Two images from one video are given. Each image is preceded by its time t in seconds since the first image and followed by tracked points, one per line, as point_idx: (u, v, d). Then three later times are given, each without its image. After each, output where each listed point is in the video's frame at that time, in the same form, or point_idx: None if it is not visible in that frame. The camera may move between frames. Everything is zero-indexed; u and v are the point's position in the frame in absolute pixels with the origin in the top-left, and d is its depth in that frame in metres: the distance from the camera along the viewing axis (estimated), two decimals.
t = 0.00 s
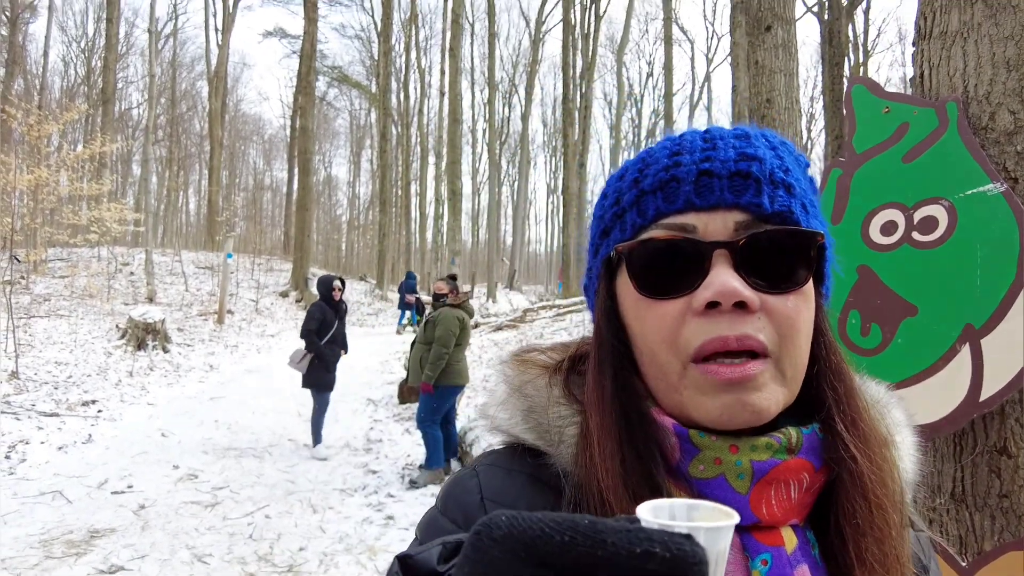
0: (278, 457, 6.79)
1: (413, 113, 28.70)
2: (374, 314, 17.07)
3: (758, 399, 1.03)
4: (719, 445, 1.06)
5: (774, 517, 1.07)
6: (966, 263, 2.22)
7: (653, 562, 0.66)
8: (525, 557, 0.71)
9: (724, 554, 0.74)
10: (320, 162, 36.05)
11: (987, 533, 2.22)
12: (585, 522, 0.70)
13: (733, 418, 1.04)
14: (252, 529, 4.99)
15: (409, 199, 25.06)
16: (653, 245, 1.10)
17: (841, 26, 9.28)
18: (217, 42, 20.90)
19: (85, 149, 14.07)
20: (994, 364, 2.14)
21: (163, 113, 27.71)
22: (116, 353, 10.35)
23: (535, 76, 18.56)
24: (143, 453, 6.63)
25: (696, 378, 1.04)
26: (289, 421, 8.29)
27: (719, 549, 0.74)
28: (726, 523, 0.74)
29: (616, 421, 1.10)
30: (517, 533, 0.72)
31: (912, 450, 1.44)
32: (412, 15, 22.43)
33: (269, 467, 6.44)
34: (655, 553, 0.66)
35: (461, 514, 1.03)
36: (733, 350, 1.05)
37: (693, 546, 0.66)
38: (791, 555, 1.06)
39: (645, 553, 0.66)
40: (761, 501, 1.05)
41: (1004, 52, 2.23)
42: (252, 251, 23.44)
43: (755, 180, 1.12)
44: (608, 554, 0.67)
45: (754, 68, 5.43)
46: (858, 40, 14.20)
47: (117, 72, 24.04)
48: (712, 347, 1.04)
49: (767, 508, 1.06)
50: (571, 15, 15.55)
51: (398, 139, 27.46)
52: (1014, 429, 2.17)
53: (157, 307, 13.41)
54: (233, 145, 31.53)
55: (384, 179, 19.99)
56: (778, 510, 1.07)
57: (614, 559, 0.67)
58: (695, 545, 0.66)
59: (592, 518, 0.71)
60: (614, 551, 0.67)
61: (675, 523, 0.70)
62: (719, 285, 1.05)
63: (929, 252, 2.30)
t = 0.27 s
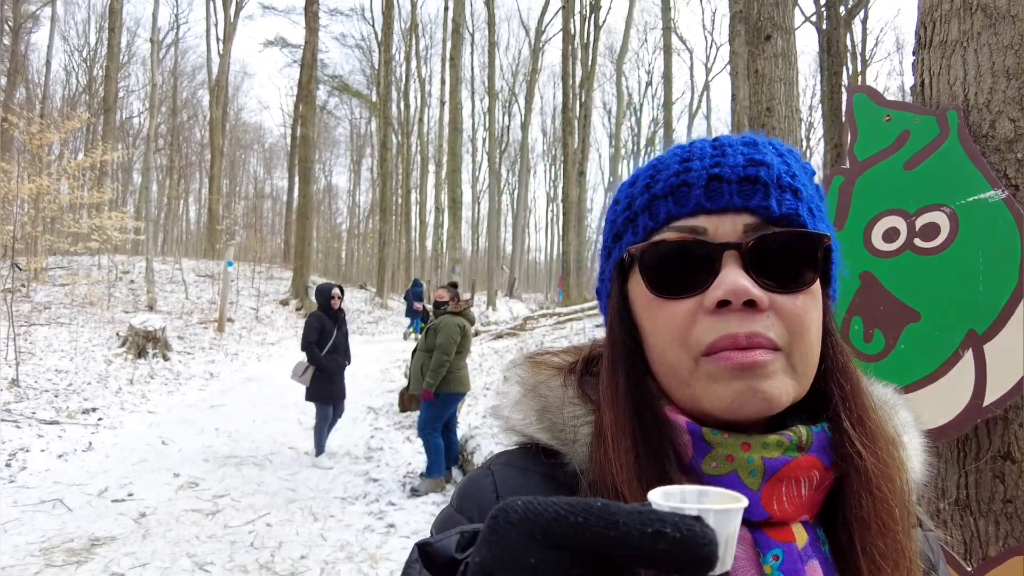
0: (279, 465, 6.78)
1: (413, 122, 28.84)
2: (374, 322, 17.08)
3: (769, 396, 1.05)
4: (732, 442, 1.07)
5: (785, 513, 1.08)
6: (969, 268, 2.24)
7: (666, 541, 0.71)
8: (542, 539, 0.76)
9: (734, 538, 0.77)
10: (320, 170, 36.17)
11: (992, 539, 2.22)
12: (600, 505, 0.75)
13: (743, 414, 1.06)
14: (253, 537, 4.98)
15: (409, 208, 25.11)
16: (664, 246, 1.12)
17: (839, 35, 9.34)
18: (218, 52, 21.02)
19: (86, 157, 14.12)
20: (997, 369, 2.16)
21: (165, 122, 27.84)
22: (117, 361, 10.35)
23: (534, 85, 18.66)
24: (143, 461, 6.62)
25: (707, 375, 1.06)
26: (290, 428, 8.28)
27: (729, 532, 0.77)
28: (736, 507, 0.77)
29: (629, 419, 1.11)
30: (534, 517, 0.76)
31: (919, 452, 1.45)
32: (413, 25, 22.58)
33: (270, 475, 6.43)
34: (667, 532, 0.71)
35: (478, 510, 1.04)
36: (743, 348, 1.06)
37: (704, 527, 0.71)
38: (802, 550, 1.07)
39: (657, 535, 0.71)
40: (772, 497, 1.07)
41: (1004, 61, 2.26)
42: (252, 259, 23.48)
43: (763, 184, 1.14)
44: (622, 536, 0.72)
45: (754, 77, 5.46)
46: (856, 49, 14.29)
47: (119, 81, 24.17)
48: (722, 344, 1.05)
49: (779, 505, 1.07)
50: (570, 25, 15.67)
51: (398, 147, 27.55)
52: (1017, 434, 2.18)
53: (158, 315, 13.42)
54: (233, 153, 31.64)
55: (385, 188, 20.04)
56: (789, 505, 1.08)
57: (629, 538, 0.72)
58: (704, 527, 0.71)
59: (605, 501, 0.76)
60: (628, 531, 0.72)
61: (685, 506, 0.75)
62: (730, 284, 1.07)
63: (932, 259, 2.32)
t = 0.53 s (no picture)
0: (278, 469, 6.76)
1: (413, 127, 28.90)
2: (374, 326, 17.07)
3: (769, 391, 1.05)
4: (734, 440, 1.07)
5: (787, 512, 1.08)
6: (970, 270, 2.25)
7: (662, 527, 0.73)
8: (537, 525, 0.80)
9: (734, 524, 0.78)
10: (320, 175, 36.25)
11: (993, 542, 2.22)
12: (595, 490, 0.79)
13: (744, 411, 1.06)
14: (252, 542, 4.96)
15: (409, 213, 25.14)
16: (666, 242, 1.12)
17: (838, 41, 9.38)
18: (219, 57, 21.10)
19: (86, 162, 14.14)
20: (999, 371, 2.16)
21: (165, 127, 27.91)
22: (116, 366, 10.34)
23: (534, 91, 18.74)
24: (142, 466, 6.60)
25: (707, 372, 1.06)
26: (289, 433, 8.26)
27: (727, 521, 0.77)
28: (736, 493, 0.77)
29: (630, 417, 1.11)
30: (530, 502, 0.81)
31: (921, 451, 1.45)
32: (413, 31, 22.68)
33: (269, 480, 6.41)
34: (664, 517, 0.73)
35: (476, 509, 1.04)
36: (744, 344, 1.06)
37: (702, 513, 0.73)
38: (804, 549, 1.07)
39: (654, 520, 0.73)
40: (773, 496, 1.07)
41: (1003, 64, 2.27)
42: (252, 264, 23.50)
43: (766, 180, 1.15)
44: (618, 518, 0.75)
45: (753, 81, 5.46)
46: (854, 55, 14.36)
47: (120, 87, 24.27)
48: (724, 340, 1.05)
49: (781, 503, 1.07)
50: (570, 31, 15.74)
51: (398, 153, 27.62)
52: (1018, 436, 2.18)
53: (157, 319, 13.42)
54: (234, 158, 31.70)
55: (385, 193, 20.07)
56: (791, 505, 1.08)
57: (627, 523, 0.75)
58: (702, 512, 0.73)
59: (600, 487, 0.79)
60: (623, 516, 0.75)
61: (684, 492, 0.77)
62: (732, 280, 1.07)
63: (932, 261, 2.32)
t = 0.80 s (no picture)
0: (278, 473, 6.75)
1: (412, 130, 28.91)
2: (374, 329, 17.06)
3: (769, 399, 1.05)
4: (735, 446, 1.07)
5: (790, 518, 1.06)
6: (972, 274, 2.25)
7: (622, 474, 0.77)
8: (500, 471, 0.84)
9: (698, 475, 0.83)
10: (320, 178, 36.26)
11: (995, 546, 2.21)
12: (558, 440, 0.82)
13: (742, 418, 1.06)
14: (252, 545, 4.95)
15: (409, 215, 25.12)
16: (665, 248, 1.12)
17: (837, 43, 9.36)
18: (219, 60, 21.12)
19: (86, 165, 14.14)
20: (1000, 375, 2.15)
21: (165, 130, 27.93)
22: (116, 368, 10.33)
23: (533, 94, 18.75)
24: (142, 469, 6.60)
25: (706, 378, 1.06)
26: (289, 436, 8.24)
27: (696, 473, 0.83)
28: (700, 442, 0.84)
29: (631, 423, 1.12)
30: (496, 454, 0.85)
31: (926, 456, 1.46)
32: (412, 34, 22.70)
33: (269, 483, 6.40)
34: (626, 464, 0.77)
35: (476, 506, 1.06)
36: (743, 350, 1.06)
37: (665, 462, 0.77)
38: (808, 557, 1.05)
39: (614, 467, 0.77)
40: (775, 503, 1.05)
41: (1003, 67, 2.28)
42: (252, 267, 23.49)
43: (766, 185, 1.14)
44: (581, 467, 0.78)
45: (754, 84, 5.44)
46: (854, 57, 14.36)
47: (120, 90, 24.28)
48: (723, 346, 1.06)
49: (783, 509, 1.06)
50: (569, 34, 15.75)
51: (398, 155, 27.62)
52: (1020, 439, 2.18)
53: (157, 322, 13.40)
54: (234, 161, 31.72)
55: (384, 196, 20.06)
56: (793, 511, 1.07)
57: (589, 468, 0.78)
58: (667, 461, 0.78)
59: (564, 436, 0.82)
60: (584, 459, 0.79)
61: (649, 441, 0.82)
62: (730, 287, 1.07)
63: (932, 265, 2.32)
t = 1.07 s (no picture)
0: (277, 474, 6.73)
1: (412, 131, 28.91)
2: (374, 330, 17.05)
3: (736, 406, 1.02)
4: (719, 456, 1.05)
5: (778, 529, 1.06)
6: (972, 276, 2.24)
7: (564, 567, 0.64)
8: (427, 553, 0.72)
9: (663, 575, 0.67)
10: (319, 179, 36.28)
11: (996, 548, 2.20)
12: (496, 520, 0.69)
13: (717, 427, 1.04)
14: (251, 547, 4.93)
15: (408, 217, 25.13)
16: (637, 250, 1.10)
17: (836, 45, 9.36)
18: (219, 61, 21.12)
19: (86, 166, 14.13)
20: (1001, 376, 2.14)
21: (165, 131, 27.94)
22: (115, 370, 10.30)
23: (533, 95, 18.77)
24: (140, 471, 6.57)
25: (673, 383, 1.04)
26: (288, 438, 8.22)
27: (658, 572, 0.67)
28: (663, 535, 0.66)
29: (602, 428, 1.10)
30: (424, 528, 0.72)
31: (924, 458, 1.42)
32: (412, 35, 22.73)
33: (268, 485, 6.38)
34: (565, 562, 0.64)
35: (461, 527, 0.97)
36: (709, 357, 1.03)
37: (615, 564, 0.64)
38: (796, 568, 1.05)
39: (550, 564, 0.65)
40: (764, 513, 1.05)
41: (1004, 66, 2.27)
42: (251, 268, 23.48)
43: (745, 185, 1.10)
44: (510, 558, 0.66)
45: (753, 85, 5.42)
46: (853, 58, 14.38)
47: (120, 91, 24.28)
48: (690, 352, 1.03)
49: (772, 521, 1.05)
50: (569, 36, 15.76)
51: (398, 156, 27.64)
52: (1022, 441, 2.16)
53: (157, 323, 13.39)
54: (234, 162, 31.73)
55: (384, 197, 20.06)
56: (782, 522, 1.06)
57: (521, 564, 0.66)
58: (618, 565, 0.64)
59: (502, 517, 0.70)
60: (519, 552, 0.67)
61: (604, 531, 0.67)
62: (699, 292, 1.04)
63: (933, 265, 2.31)
